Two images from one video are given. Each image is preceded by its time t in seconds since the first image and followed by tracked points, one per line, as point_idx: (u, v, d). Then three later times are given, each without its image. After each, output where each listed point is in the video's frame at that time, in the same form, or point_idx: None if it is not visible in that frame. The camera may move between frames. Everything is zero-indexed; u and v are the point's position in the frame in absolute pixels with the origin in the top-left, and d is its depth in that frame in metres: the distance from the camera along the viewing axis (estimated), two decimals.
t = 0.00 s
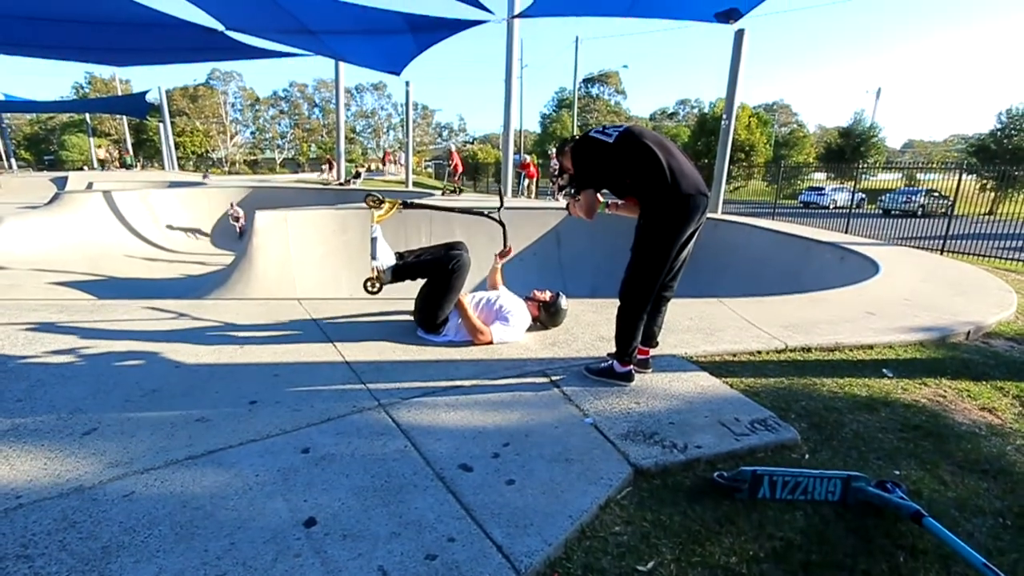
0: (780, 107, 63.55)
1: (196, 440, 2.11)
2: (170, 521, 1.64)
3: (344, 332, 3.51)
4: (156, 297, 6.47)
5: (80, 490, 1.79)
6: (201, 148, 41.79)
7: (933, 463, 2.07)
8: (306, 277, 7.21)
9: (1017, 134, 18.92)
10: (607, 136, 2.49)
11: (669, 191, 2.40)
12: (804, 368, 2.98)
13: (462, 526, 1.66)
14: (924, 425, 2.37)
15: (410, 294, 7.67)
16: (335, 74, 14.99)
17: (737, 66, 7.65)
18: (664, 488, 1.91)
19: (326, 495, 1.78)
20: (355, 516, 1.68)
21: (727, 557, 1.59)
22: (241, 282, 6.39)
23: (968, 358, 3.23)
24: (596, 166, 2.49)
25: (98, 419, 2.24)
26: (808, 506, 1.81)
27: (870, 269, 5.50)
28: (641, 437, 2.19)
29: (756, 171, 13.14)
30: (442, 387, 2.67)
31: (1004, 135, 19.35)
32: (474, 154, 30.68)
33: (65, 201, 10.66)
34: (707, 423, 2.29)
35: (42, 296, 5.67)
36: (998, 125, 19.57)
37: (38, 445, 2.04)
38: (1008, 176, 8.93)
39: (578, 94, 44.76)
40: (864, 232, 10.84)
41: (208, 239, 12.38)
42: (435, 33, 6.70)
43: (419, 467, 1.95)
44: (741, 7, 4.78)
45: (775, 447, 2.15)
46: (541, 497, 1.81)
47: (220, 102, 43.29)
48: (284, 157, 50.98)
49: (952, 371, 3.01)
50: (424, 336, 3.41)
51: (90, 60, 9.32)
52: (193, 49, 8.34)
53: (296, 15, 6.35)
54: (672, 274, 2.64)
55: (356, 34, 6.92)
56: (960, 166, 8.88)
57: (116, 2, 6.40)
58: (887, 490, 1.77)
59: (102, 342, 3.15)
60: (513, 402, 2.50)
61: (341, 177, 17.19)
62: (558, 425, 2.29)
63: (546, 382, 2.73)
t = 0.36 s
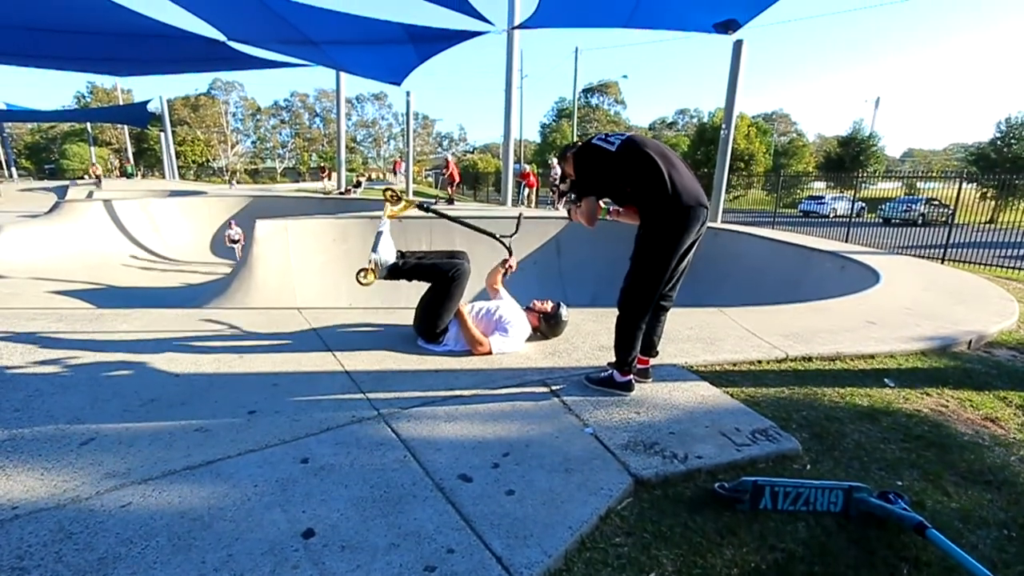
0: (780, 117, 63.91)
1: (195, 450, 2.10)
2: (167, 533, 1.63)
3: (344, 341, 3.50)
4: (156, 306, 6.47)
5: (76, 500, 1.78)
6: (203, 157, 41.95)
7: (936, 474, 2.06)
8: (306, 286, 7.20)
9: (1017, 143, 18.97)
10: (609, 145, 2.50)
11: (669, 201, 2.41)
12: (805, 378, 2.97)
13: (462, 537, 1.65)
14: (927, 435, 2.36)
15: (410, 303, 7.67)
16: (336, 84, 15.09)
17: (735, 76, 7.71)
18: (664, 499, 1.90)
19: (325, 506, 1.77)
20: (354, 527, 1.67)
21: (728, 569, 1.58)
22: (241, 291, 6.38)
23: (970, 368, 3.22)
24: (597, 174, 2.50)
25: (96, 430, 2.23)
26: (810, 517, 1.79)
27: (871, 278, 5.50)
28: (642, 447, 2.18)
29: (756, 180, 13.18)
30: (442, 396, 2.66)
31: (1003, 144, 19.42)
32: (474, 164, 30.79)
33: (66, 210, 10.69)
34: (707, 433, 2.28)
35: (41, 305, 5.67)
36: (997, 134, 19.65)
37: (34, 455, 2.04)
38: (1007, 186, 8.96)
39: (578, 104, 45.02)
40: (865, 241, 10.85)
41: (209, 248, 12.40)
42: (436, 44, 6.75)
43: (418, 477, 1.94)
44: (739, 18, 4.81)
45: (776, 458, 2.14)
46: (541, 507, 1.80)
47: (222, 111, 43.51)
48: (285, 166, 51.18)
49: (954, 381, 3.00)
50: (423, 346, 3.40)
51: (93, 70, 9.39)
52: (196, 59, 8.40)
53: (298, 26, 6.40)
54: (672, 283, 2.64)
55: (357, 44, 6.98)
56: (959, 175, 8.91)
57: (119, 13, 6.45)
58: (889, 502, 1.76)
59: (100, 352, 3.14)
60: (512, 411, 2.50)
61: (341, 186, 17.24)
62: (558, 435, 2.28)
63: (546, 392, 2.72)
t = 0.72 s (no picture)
0: (781, 116, 63.82)
1: (196, 448, 2.10)
2: (168, 531, 1.63)
3: (344, 340, 3.50)
4: (157, 305, 6.48)
5: (78, 498, 1.78)
6: (204, 156, 41.99)
7: (938, 474, 2.06)
8: (307, 285, 7.20)
9: (1019, 143, 18.93)
10: (614, 141, 2.48)
11: (672, 199, 2.40)
12: (806, 377, 2.97)
13: (462, 536, 1.65)
14: (928, 435, 2.36)
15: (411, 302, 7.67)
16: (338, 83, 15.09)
17: (737, 75, 7.69)
18: (665, 498, 1.90)
19: (326, 504, 1.77)
20: (354, 526, 1.67)
21: (729, 568, 1.58)
22: (242, 289, 6.36)
23: (972, 368, 3.21)
24: (601, 170, 2.50)
25: (98, 427, 2.24)
26: (811, 517, 1.79)
27: (873, 278, 5.49)
28: (642, 446, 2.18)
29: (757, 179, 13.15)
30: (442, 395, 2.66)
31: (1005, 145, 19.37)
32: (475, 163, 30.78)
33: (67, 208, 10.70)
34: (708, 433, 2.28)
35: (42, 303, 5.68)
36: (1000, 135, 19.58)
37: (36, 453, 2.04)
38: (1010, 186, 8.94)
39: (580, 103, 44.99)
40: (866, 241, 10.84)
41: (209, 246, 12.41)
42: (437, 43, 6.75)
43: (419, 476, 1.95)
44: (741, 17, 4.80)
45: (777, 457, 2.14)
46: (542, 506, 1.80)
47: (223, 110, 43.53)
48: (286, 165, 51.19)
49: (955, 382, 2.99)
50: (424, 345, 3.40)
51: (94, 69, 9.40)
52: (197, 57, 8.39)
53: (300, 24, 6.40)
54: (673, 283, 2.64)
55: (358, 43, 6.98)
56: (962, 175, 8.89)
57: (121, 11, 6.45)
58: (890, 502, 1.76)
59: (102, 350, 3.15)
60: (513, 410, 2.50)
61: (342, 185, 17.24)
62: (558, 434, 2.28)
63: (547, 391, 2.72)
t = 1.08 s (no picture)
0: (781, 115, 63.83)
1: (194, 446, 2.10)
2: (166, 529, 1.63)
3: (344, 338, 3.50)
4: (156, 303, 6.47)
5: (76, 496, 1.78)
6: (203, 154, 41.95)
7: (935, 473, 2.06)
8: (306, 283, 7.19)
9: (1018, 142, 18.96)
10: (614, 136, 2.48)
11: (670, 196, 2.40)
12: (804, 376, 2.97)
13: (461, 534, 1.65)
14: (926, 433, 2.37)
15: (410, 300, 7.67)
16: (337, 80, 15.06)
17: (737, 73, 7.69)
18: (663, 496, 1.90)
19: (324, 502, 1.77)
20: (353, 524, 1.67)
21: (727, 566, 1.58)
22: (241, 287, 6.33)
23: (970, 367, 3.21)
24: (600, 166, 2.50)
25: (96, 425, 2.24)
26: (809, 515, 1.80)
27: (871, 277, 5.50)
28: (641, 444, 2.18)
29: (756, 178, 13.16)
30: (441, 393, 2.66)
31: (1004, 144, 19.38)
32: (474, 161, 30.76)
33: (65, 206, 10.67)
34: (706, 431, 2.28)
35: (40, 301, 5.67)
36: (999, 134, 19.58)
37: (34, 450, 2.04)
38: (1009, 185, 8.95)
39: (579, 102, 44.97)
40: (865, 240, 10.85)
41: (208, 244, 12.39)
42: (437, 41, 6.73)
43: (418, 474, 1.94)
44: (741, 16, 4.80)
45: (775, 456, 2.14)
46: (540, 504, 1.80)
47: (222, 108, 43.48)
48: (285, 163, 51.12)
49: (953, 380, 3.00)
50: (423, 343, 3.40)
51: (92, 66, 9.37)
52: (195, 55, 8.37)
53: (298, 22, 6.39)
54: (672, 281, 2.63)
55: (357, 41, 6.96)
56: (960, 174, 8.91)
57: (119, 9, 6.44)
58: (888, 500, 1.76)
59: (100, 348, 3.15)
60: (512, 408, 2.50)
61: (341, 183, 17.23)
62: (557, 432, 2.28)
63: (546, 389, 2.72)
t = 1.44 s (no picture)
0: (774, 117, 64.20)
1: (188, 449, 2.09)
2: (160, 533, 1.62)
3: (338, 340, 3.49)
4: (148, 306, 6.42)
5: (69, 500, 1.77)
6: (196, 155, 41.76)
7: (927, 472, 2.08)
8: (300, 285, 7.16)
9: (1007, 144, 19.17)
10: (607, 138, 2.49)
11: (663, 198, 2.41)
12: (798, 376, 2.99)
13: (456, 536, 1.65)
14: (918, 433, 2.39)
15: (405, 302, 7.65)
16: (332, 82, 15.03)
17: (730, 75, 7.73)
18: (658, 497, 1.90)
19: (319, 505, 1.76)
20: (348, 527, 1.67)
21: (722, 566, 1.58)
22: (235, 290, 6.37)
23: (961, 366, 3.24)
24: (594, 167, 2.51)
25: (88, 429, 2.22)
26: (803, 515, 1.81)
27: (864, 277, 5.54)
28: (636, 445, 2.19)
29: (750, 179, 13.23)
30: (436, 395, 2.66)
31: (993, 145, 19.58)
32: (469, 162, 30.75)
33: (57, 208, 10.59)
34: (701, 432, 2.29)
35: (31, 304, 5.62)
36: (989, 135, 19.77)
37: (25, 455, 2.02)
38: (998, 186, 9.05)
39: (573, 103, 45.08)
40: (858, 240, 10.94)
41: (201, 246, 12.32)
42: (431, 42, 6.74)
43: (413, 476, 1.94)
44: (734, 18, 4.83)
45: (769, 456, 2.15)
46: (535, 506, 1.80)
47: (216, 109, 43.29)
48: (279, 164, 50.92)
49: (945, 380, 3.02)
50: (418, 345, 3.40)
51: (85, 68, 9.31)
52: (189, 57, 8.34)
53: (293, 24, 6.38)
54: (666, 283, 2.64)
55: (351, 43, 6.95)
56: (951, 175, 8.99)
57: (112, 11, 6.41)
58: (881, 499, 1.78)
59: (92, 351, 3.12)
60: (507, 410, 2.50)
61: (335, 185, 17.18)
62: (552, 434, 2.29)
63: (541, 391, 2.73)
